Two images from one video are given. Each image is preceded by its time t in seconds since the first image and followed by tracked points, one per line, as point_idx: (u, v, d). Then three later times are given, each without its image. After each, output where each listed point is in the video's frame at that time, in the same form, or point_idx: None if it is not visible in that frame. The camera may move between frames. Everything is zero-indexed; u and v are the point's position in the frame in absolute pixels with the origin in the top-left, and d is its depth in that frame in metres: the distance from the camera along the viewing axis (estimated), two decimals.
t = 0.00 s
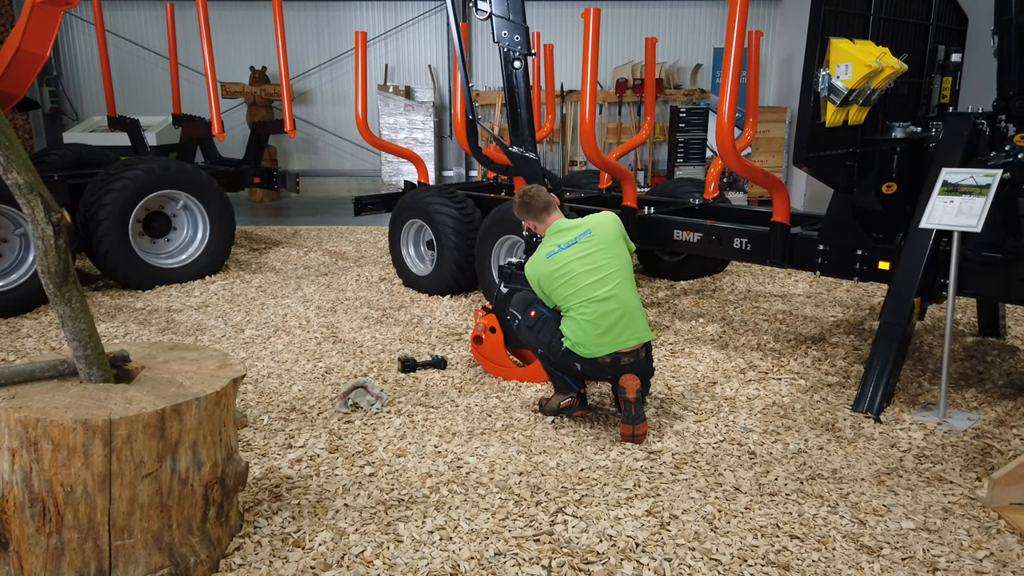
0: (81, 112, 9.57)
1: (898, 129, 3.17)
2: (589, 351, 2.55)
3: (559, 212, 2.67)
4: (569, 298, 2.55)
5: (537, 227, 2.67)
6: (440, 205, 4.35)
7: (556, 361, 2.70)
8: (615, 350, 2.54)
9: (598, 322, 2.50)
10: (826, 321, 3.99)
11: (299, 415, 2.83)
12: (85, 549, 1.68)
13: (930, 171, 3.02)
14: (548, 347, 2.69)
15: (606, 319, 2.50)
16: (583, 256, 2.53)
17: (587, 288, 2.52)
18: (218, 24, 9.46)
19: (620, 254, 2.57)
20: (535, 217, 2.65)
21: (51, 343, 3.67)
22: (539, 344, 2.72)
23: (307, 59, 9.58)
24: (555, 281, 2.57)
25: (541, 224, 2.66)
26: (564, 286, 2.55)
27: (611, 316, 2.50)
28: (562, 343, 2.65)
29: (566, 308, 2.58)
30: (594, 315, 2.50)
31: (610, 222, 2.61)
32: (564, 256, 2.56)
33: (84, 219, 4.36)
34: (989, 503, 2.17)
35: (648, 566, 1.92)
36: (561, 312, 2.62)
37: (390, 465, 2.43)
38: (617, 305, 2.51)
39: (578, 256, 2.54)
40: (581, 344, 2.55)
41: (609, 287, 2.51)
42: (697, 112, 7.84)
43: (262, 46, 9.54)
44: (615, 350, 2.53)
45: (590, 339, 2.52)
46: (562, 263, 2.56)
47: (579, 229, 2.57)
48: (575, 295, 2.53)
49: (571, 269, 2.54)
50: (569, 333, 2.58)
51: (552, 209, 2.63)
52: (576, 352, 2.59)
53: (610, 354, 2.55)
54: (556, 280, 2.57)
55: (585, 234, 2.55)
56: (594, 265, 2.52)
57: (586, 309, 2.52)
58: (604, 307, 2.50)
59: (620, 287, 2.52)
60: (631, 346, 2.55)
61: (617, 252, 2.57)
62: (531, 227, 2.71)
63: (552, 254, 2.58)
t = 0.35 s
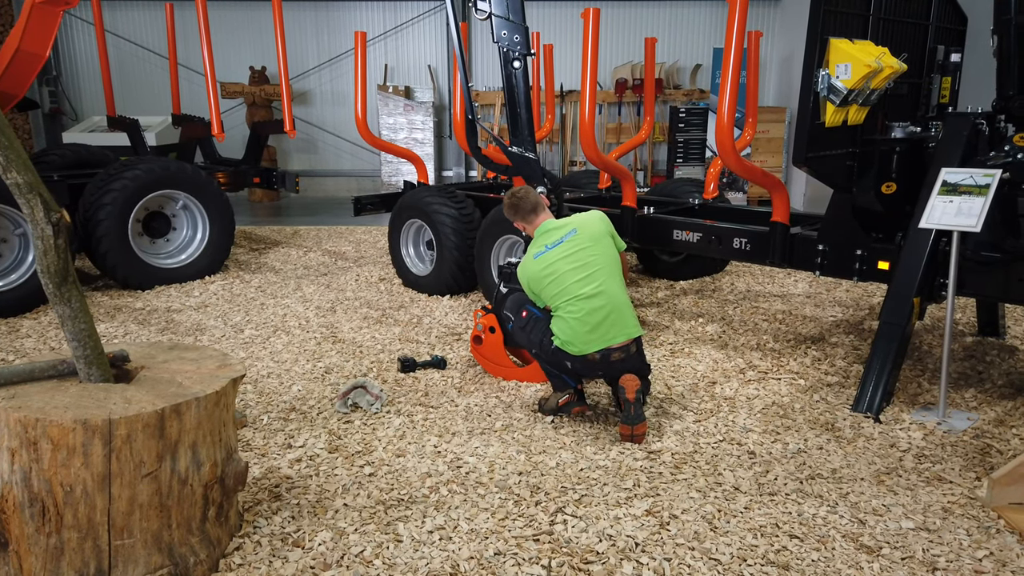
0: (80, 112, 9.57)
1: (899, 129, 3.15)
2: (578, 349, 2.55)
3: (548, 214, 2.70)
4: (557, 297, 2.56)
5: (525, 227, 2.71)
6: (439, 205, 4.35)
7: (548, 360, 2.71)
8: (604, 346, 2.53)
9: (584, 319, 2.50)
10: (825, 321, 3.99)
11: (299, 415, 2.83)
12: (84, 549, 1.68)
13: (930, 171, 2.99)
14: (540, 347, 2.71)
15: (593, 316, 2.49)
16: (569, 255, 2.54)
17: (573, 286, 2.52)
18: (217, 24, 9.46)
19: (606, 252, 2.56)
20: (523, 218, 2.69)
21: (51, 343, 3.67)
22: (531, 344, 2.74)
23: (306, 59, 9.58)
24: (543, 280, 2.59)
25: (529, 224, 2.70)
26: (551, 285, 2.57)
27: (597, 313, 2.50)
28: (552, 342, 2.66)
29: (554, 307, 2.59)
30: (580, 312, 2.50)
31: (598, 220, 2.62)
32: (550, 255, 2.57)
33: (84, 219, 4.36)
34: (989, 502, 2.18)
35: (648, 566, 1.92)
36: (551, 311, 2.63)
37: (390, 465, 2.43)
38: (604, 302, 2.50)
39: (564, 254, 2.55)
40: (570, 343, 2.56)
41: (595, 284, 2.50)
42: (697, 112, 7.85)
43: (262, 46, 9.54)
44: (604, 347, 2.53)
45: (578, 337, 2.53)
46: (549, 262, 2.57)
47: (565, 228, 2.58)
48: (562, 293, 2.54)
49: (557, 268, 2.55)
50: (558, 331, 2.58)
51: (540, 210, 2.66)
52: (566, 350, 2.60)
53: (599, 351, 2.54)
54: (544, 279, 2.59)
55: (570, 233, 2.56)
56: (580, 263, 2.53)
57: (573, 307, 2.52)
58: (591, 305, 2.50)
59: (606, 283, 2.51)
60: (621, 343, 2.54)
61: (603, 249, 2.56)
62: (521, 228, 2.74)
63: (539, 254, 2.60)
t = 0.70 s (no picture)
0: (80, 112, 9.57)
1: (899, 129, 3.16)
2: (575, 341, 2.54)
3: (559, 208, 2.76)
4: (556, 287, 2.56)
5: (536, 217, 2.76)
6: (439, 205, 4.34)
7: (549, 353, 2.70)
8: (602, 339, 2.52)
9: (583, 310, 2.50)
10: (825, 322, 4.00)
11: (299, 415, 2.83)
12: (84, 549, 1.68)
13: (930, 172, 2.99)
14: (541, 341, 2.71)
15: (592, 307, 2.49)
16: (571, 246, 2.55)
17: (573, 276, 2.52)
18: (217, 24, 9.46)
19: (608, 246, 2.57)
20: (535, 208, 2.74)
21: (51, 343, 3.67)
22: (532, 339, 2.75)
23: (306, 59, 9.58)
24: (542, 271, 2.60)
25: (540, 215, 2.75)
26: (551, 274, 2.57)
27: (596, 305, 2.49)
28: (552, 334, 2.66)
29: (553, 298, 2.59)
30: (579, 303, 2.50)
31: (603, 216, 2.64)
32: (553, 246, 2.59)
33: (84, 219, 4.36)
34: (988, 502, 2.18)
35: (647, 566, 1.92)
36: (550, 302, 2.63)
37: (390, 466, 2.43)
38: (603, 293, 2.49)
39: (566, 245, 2.56)
40: (568, 334, 2.55)
41: (596, 275, 2.50)
42: (696, 112, 7.86)
43: (261, 46, 9.54)
44: (602, 339, 2.51)
45: (576, 327, 2.52)
46: (550, 252, 2.59)
47: (570, 221, 2.61)
48: (561, 283, 2.54)
49: (558, 258, 2.56)
50: (556, 322, 2.58)
51: (552, 202, 2.72)
52: (564, 342, 2.59)
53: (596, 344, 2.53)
54: (544, 269, 2.59)
55: (575, 225, 2.59)
56: (581, 253, 2.53)
57: (572, 297, 2.52)
58: (590, 296, 2.49)
59: (606, 276, 2.51)
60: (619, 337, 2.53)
61: (606, 243, 2.57)
62: (531, 218, 2.80)
63: (542, 244, 2.62)
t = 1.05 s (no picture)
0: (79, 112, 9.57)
1: (898, 129, 3.20)
2: (591, 331, 2.51)
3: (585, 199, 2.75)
4: (577, 275, 2.54)
5: (561, 205, 2.73)
6: (438, 205, 4.34)
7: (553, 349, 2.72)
8: (617, 332, 2.50)
9: (603, 299, 2.48)
10: (825, 322, 4.00)
11: (298, 415, 2.83)
12: (83, 549, 1.68)
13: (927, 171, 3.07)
14: (554, 333, 2.64)
15: (612, 298, 2.48)
16: (596, 236, 2.55)
17: (596, 266, 2.51)
18: (216, 24, 9.45)
19: (631, 242, 2.57)
20: (564, 196, 2.72)
21: (50, 343, 3.67)
22: (545, 331, 2.67)
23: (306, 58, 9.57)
24: (564, 257, 2.57)
25: (566, 203, 2.73)
26: (574, 261, 2.55)
27: (617, 296, 2.48)
28: (567, 324, 2.60)
29: (572, 286, 2.56)
30: (600, 292, 2.48)
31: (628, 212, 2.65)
32: (577, 234, 2.58)
33: (83, 219, 4.36)
34: (988, 502, 2.18)
35: (647, 566, 1.92)
36: (567, 291, 2.60)
37: (389, 466, 2.43)
38: (625, 286, 2.49)
39: (591, 235, 2.55)
40: (584, 322, 2.51)
41: (619, 267, 2.50)
42: (695, 113, 7.94)
43: (261, 46, 9.53)
44: (618, 331, 2.49)
45: (594, 317, 2.49)
46: (574, 239, 2.57)
47: (597, 213, 2.61)
48: (583, 272, 2.52)
49: (583, 246, 2.54)
50: (572, 310, 2.55)
51: (582, 192, 2.71)
52: (578, 331, 2.55)
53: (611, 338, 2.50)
54: (566, 255, 2.57)
55: (602, 218, 2.59)
56: (606, 244, 2.53)
57: (593, 286, 2.50)
58: (612, 286, 2.48)
59: (629, 269, 2.51)
60: (635, 332, 2.51)
61: (629, 238, 2.57)
62: (554, 205, 2.77)
63: (567, 231, 2.61)
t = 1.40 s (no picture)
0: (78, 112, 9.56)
1: (897, 129, 3.19)
2: (589, 332, 2.51)
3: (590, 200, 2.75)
4: (579, 275, 2.54)
5: (566, 204, 2.73)
6: (438, 206, 4.34)
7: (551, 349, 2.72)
8: (617, 334, 2.50)
9: (605, 302, 2.48)
10: (824, 322, 4.00)
11: (297, 415, 2.83)
12: (83, 550, 1.67)
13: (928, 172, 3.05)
14: (554, 333, 2.64)
15: (614, 300, 2.48)
16: (600, 238, 2.55)
17: (599, 267, 2.51)
18: (216, 24, 9.45)
19: (634, 246, 2.58)
20: (569, 196, 2.71)
21: (50, 343, 3.67)
22: (545, 330, 2.67)
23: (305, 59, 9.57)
24: (566, 256, 2.57)
25: (570, 203, 2.72)
26: (576, 261, 2.55)
27: (619, 298, 2.49)
28: (566, 324, 2.60)
29: (573, 286, 2.56)
30: (601, 294, 2.49)
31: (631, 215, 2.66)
32: (581, 234, 2.58)
33: (82, 219, 4.36)
34: (987, 502, 2.18)
35: (647, 566, 1.92)
36: (568, 291, 2.60)
37: (389, 466, 2.43)
38: (627, 290, 2.49)
39: (595, 236, 2.56)
40: (583, 323, 2.51)
41: (621, 270, 2.50)
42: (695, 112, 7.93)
43: (261, 46, 9.53)
44: (618, 334, 2.49)
45: (594, 318, 2.49)
46: (578, 240, 2.57)
47: (601, 214, 2.62)
48: (585, 272, 2.52)
49: (586, 247, 2.55)
50: (573, 311, 2.55)
51: (586, 192, 2.70)
52: (577, 332, 2.55)
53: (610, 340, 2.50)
54: (568, 255, 2.57)
55: (606, 219, 2.60)
56: (610, 247, 2.53)
57: (595, 288, 2.50)
58: (614, 289, 2.49)
59: (631, 273, 2.52)
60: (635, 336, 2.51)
61: (632, 242, 2.58)
62: (558, 205, 2.76)
63: (570, 230, 2.61)
